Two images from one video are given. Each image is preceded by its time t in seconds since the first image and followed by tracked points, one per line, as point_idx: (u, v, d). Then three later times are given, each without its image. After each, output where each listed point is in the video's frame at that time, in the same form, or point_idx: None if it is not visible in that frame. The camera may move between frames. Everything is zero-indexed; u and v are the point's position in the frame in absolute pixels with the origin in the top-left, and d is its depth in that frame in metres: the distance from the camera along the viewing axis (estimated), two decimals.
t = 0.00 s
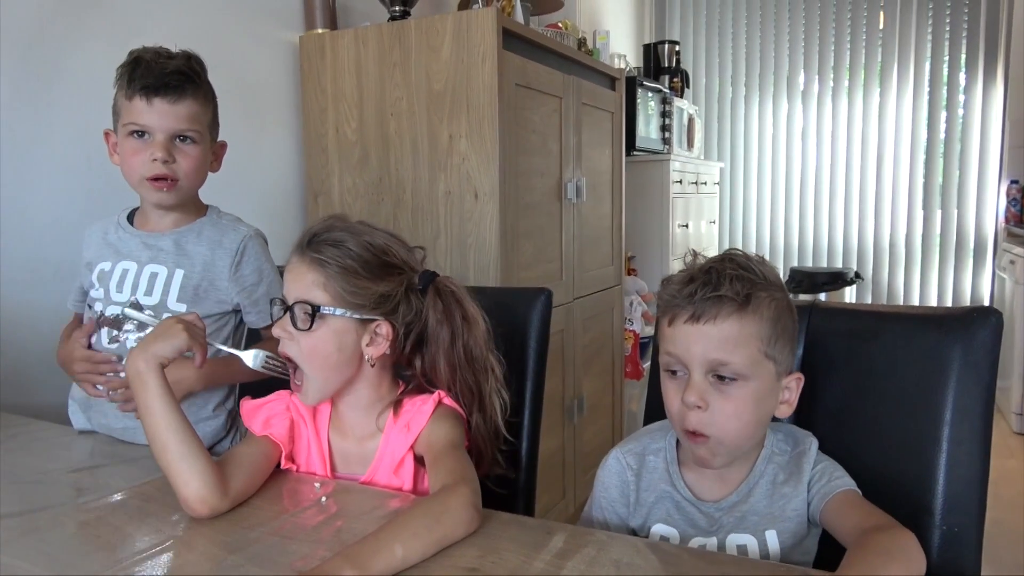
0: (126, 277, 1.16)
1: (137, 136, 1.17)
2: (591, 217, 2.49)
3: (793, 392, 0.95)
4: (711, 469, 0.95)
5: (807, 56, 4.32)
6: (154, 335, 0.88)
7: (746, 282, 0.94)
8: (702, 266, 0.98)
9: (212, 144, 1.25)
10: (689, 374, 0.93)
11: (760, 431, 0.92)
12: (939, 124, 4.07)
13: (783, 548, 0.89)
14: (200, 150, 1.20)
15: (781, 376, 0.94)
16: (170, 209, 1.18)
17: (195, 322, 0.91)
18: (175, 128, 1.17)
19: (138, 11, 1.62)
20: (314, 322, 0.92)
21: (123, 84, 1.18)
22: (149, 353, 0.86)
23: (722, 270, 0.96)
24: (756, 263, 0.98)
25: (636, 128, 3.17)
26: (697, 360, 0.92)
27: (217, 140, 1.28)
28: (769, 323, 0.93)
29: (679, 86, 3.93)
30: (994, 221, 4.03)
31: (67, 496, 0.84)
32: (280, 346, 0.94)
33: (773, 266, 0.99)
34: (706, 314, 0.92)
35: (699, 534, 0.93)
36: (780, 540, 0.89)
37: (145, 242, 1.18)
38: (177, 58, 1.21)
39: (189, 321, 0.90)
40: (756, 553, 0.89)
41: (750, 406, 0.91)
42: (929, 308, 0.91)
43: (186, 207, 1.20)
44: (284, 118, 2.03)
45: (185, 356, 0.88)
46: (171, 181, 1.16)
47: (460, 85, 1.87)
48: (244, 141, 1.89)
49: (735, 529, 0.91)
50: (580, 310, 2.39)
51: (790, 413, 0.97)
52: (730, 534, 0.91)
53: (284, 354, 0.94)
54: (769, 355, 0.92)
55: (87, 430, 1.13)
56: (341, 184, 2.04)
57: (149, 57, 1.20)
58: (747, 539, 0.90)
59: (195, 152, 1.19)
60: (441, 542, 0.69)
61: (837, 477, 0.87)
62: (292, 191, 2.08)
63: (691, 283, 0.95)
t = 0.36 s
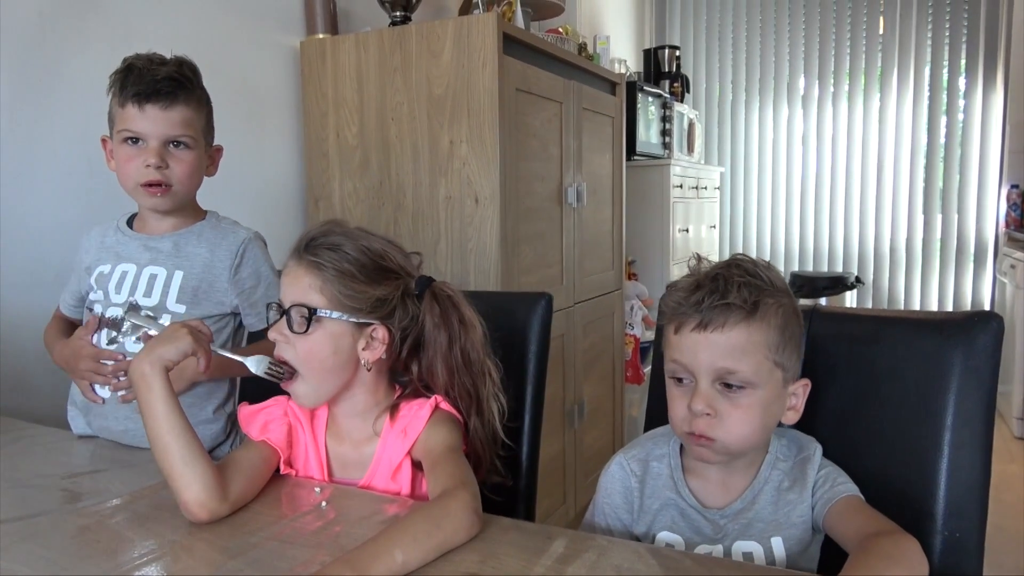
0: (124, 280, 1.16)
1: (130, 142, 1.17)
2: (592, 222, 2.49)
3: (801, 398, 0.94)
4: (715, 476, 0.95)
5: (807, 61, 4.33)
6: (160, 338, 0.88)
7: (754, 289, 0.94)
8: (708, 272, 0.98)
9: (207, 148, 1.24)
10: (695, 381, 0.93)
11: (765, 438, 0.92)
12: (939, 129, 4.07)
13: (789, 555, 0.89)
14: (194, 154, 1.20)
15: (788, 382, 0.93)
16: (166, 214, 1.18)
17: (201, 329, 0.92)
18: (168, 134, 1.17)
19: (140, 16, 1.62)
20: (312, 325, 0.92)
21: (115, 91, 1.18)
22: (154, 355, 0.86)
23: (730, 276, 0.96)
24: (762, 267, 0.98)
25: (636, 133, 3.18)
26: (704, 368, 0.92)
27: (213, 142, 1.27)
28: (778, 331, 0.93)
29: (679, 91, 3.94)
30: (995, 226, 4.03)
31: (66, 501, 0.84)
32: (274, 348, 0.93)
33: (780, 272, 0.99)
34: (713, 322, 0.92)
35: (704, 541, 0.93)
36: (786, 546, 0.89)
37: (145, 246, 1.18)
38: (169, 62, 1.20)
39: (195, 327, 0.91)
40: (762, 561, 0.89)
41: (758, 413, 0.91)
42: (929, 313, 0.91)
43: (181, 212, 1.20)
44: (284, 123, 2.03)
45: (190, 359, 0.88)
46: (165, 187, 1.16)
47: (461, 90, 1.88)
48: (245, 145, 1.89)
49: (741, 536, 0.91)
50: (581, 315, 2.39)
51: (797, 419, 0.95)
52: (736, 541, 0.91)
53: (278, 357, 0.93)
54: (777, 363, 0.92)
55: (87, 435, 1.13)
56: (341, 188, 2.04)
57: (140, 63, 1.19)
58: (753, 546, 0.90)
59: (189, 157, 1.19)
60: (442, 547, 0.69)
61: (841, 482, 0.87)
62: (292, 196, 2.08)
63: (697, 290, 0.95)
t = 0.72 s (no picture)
0: (122, 283, 1.16)
1: (120, 143, 1.17)
2: (592, 224, 2.49)
3: (803, 403, 0.93)
4: (717, 480, 0.94)
5: (808, 64, 4.33)
6: (163, 342, 0.89)
7: (759, 292, 0.93)
8: (714, 274, 0.98)
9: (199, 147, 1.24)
10: (698, 383, 0.93)
11: (767, 442, 0.92)
12: (939, 132, 4.07)
13: (790, 558, 0.89)
14: (183, 153, 1.19)
15: (792, 387, 0.93)
16: (156, 213, 1.18)
17: (204, 334, 0.93)
18: (156, 133, 1.17)
19: (140, 19, 1.62)
20: (310, 326, 0.93)
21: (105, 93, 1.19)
22: (157, 358, 0.87)
23: (735, 279, 0.95)
24: (766, 271, 0.98)
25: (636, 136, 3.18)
26: (707, 370, 0.92)
27: (207, 142, 1.27)
28: (781, 336, 0.92)
29: (679, 94, 3.95)
30: (995, 230, 4.03)
31: (66, 505, 0.84)
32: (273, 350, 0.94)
33: (786, 276, 0.99)
34: (717, 325, 0.92)
35: (705, 545, 0.93)
36: (787, 549, 0.89)
37: (144, 248, 1.17)
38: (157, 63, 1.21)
39: (198, 332, 0.92)
40: (762, 565, 0.88)
41: (759, 416, 0.90)
42: (930, 316, 0.91)
43: (172, 211, 1.19)
44: (284, 126, 2.03)
45: (193, 361, 0.89)
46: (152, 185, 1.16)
47: (461, 93, 1.88)
48: (245, 148, 1.89)
49: (741, 539, 0.91)
50: (581, 318, 2.39)
51: (799, 424, 0.94)
52: (736, 544, 0.91)
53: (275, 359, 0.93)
54: (781, 367, 0.92)
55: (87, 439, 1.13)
56: (341, 191, 2.04)
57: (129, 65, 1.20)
58: (753, 549, 0.89)
59: (177, 156, 1.18)
60: (442, 550, 0.69)
61: (841, 486, 0.87)
62: (293, 199, 2.08)
63: (701, 292, 0.95)
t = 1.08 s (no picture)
0: (126, 287, 1.17)
1: (114, 151, 1.17)
2: (593, 226, 2.49)
3: (800, 403, 0.94)
4: (717, 480, 0.94)
5: (808, 66, 4.34)
6: (165, 344, 0.89)
7: (753, 292, 0.94)
8: (709, 275, 0.98)
9: (195, 148, 1.23)
10: (692, 382, 0.93)
11: (764, 442, 0.92)
12: (940, 134, 4.07)
13: (789, 559, 0.89)
14: (176, 157, 1.18)
15: (788, 387, 0.93)
16: (154, 218, 1.18)
17: (208, 335, 0.94)
18: (148, 138, 1.16)
19: (142, 21, 1.63)
20: (318, 323, 0.92)
21: (97, 102, 1.19)
22: (160, 359, 0.87)
23: (729, 279, 0.96)
24: (763, 271, 0.98)
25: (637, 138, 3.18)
26: (701, 368, 0.92)
27: (204, 143, 1.26)
28: (776, 335, 0.92)
29: (680, 96, 3.95)
30: (996, 232, 4.02)
31: (67, 505, 0.84)
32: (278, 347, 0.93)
33: (783, 277, 0.99)
34: (710, 323, 0.92)
35: (704, 545, 0.92)
36: (786, 550, 0.89)
37: (146, 251, 1.18)
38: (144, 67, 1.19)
39: (203, 334, 0.93)
40: (762, 567, 0.88)
41: (753, 416, 0.90)
42: (932, 317, 0.91)
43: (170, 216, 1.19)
44: (286, 127, 2.04)
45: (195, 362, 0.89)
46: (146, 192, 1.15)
47: (463, 95, 1.88)
48: (246, 150, 1.89)
49: (740, 539, 0.91)
50: (582, 320, 2.38)
51: (796, 424, 0.95)
52: (735, 544, 0.91)
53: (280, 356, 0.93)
54: (775, 365, 0.92)
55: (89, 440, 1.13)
56: (342, 192, 2.04)
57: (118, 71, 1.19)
58: (753, 550, 0.89)
59: (170, 160, 1.17)
60: (443, 551, 0.69)
61: (841, 487, 0.87)
62: (294, 201, 2.08)
63: (697, 291, 0.95)
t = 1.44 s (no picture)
0: (129, 277, 1.16)
1: (114, 149, 1.17)
2: (596, 222, 2.48)
3: (797, 395, 0.94)
4: (717, 472, 0.94)
5: (813, 61, 4.32)
6: (166, 337, 0.89)
7: (746, 283, 0.94)
8: (703, 267, 0.98)
9: (195, 141, 1.23)
10: (688, 373, 0.92)
11: (763, 434, 0.92)
12: (945, 130, 4.06)
13: (791, 553, 0.88)
14: (176, 151, 1.18)
15: (784, 378, 0.94)
16: (159, 214, 1.18)
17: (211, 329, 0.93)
18: (147, 134, 1.16)
19: (143, 15, 1.62)
20: (325, 318, 0.92)
21: (94, 101, 1.18)
22: (161, 353, 0.87)
23: (722, 270, 0.96)
24: (758, 263, 0.98)
25: (640, 133, 3.17)
26: (696, 359, 0.92)
27: (204, 135, 1.26)
28: (769, 325, 0.92)
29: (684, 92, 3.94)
30: (1001, 228, 4.01)
31: (68, 500, 0.84)
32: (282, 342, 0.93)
33: (778, 268, 0.99)
34: (704, 314, 0.92)
35: (704, 537, 0.92)
36: (788, 543, 0.88)
37: (151, 242, 1.18)
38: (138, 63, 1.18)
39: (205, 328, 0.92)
40: (762, 561, 0.88)
41: (750, 407, 0.90)
42: (936, 313, 0.90)
43: (175, 210, 1.19)
44: (288, 122, 2.03)
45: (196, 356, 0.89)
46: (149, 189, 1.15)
47: (465, 90, 1.87)
48: (248, 145, 1.89)
49: (741, 532, 0.90)
50: (584, 316, 2.38)
51: (793, 416, 0.96)
52: (736, 538, 0.90)
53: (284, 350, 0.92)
54: (769, 355, 0.92)
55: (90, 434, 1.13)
56: (344, 187, 2.04)
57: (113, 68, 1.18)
58: (754, 543, 0.89)
59: (171, 155, 1.17)
60: (444, 547, 0.69)
61: (844, 481, 0.87)
62: (297, 196, 2.08)
63: (691, 283, 0.95)
